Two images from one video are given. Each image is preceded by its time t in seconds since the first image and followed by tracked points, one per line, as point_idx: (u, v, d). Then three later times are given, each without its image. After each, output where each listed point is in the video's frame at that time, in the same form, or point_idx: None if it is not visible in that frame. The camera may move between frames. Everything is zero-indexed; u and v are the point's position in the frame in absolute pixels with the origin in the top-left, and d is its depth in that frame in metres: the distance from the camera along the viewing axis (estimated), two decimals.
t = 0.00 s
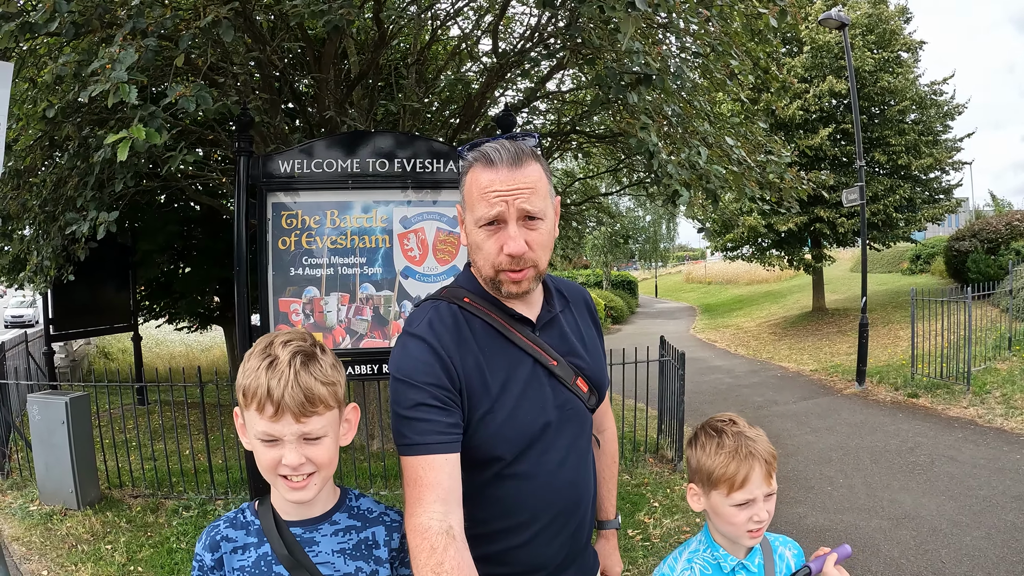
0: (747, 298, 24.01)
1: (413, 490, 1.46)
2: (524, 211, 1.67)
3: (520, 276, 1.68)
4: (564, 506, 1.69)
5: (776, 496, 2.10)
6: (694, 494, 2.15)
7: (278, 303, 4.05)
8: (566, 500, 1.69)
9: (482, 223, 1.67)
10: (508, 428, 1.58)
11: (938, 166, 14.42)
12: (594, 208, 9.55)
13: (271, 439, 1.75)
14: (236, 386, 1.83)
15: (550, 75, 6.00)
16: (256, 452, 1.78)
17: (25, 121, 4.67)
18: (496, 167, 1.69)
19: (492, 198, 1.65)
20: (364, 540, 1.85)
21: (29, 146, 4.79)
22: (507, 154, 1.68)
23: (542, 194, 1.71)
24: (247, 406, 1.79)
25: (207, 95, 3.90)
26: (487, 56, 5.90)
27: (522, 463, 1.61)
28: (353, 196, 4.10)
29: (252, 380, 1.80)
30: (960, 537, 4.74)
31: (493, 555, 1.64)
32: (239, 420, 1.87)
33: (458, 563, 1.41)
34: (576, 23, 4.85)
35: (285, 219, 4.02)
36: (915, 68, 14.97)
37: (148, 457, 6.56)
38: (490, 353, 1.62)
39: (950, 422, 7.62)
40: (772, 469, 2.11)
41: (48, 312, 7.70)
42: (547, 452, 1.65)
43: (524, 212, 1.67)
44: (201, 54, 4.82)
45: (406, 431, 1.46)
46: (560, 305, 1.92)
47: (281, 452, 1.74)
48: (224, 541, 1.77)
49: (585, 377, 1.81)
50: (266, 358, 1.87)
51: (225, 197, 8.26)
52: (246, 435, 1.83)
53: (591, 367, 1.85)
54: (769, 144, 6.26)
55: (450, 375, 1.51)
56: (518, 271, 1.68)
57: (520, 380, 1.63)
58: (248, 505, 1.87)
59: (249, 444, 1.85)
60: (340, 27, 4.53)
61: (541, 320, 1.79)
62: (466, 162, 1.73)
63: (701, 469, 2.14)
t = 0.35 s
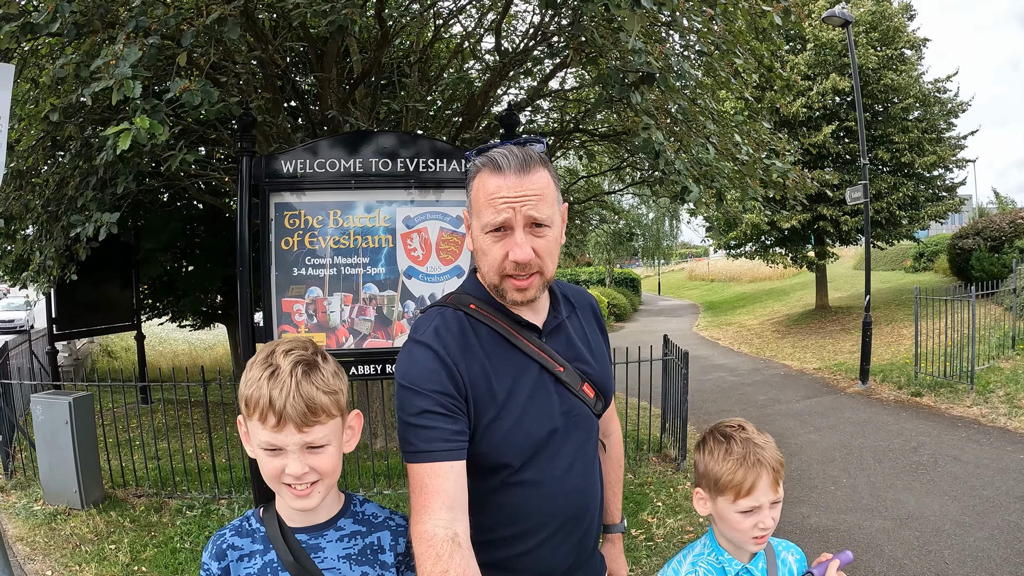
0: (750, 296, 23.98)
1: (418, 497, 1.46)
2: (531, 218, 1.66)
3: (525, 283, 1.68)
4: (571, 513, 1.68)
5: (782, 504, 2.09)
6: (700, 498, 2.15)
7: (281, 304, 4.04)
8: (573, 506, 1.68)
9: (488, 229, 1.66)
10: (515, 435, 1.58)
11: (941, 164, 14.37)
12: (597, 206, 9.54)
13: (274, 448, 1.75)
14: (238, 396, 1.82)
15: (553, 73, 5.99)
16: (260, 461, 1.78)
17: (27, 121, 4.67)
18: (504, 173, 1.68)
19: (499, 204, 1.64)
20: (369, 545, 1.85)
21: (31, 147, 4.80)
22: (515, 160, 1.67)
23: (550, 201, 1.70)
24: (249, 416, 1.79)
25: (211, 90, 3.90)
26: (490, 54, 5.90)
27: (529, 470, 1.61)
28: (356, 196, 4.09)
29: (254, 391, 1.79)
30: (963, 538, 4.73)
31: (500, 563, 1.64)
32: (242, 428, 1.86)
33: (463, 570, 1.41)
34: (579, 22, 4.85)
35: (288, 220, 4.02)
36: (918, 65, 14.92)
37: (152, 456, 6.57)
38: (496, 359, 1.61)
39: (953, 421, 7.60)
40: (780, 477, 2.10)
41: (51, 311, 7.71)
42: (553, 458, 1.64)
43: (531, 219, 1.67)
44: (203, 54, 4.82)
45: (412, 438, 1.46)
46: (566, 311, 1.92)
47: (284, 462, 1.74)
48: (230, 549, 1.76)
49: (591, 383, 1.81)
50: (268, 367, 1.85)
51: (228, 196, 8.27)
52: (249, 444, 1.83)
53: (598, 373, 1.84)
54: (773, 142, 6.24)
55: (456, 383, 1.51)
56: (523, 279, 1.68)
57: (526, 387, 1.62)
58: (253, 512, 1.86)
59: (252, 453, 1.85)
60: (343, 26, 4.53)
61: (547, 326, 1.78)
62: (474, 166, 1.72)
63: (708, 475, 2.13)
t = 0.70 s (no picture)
0: (752, 294, 23.97)
1: (422, 495, 1.46)
2: (535, 214, 1.65)
3: (530, 281, 1.67)
4: (577, 512, 1.68)
5: (793, 502, 2.08)
6: (714, 486, 2.17)
7: (286, 302, 4.04)
8: (579, 505, 1.68)
9: (492, 225, 1.66)
10: (521, 434, 1.58)
11: (944, 162, 14.35)
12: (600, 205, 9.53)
13: (286, 449, 1.75)
14: (249, 397, 1.82)
15: (556, 72, 5.98)
16: (271, 461, 1.77)
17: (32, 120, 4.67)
18: (508, 169, 1.67)
19: (503, 200, 1.63)
20: (379, 542, 1.84)
21: (35, 146, 4.80)
22: (519, 156, 1.66)
23: (555, 198, 1.70)
24: (260, 416, 1.78)
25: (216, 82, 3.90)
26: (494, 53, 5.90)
27: (535, 469, 1.60)
28: (360, 195, 4.08)
29: (265, 391, 1.79)
30: (967, 537, 4.72)
31: (505, 562, 1.64)
32: (252, 427, 1.86)
33: (466, 568, 1.40)
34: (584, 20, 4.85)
35: (292, 218, 4.02)
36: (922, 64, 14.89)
37: (155, 455, 6.57)
38: (502, 358, 1.61)
39: (957, 420, 7.59)
40: (792, 475, 2.09)
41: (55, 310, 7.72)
42: (559, 457, 1.64)
43: (536, 216, 1.66)
44: (207, 53, 4.82)
45: (416, 437, 1.46)
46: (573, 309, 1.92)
47: (296, 462, 1.73)
48: (239, 549, 1.76)
49: (599, 382, 1.80)
50: (279, 367, 1.85)
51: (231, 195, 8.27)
52: (259, 444, 1.83)
53: (605, 372, 1.84)
54: (777, 140, 6.25)
55: (461, 381, 1.50)
56: (529, 276, 1.67)
57: (532, 386, 1.62)
58: (262, 511, 1.86)
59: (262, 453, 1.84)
60: (347, 24, 4.52)
61: (554, 324, 1.78)
62: (478, 163, 1.72)
63: (722, 465, 2.14)
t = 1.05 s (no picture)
0: (754, 293, 23.96)
1: (420, 492, 1.45)
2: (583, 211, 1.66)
3: (563, 276, 1.65)
4: (578, 507, 1.68)
5: (799, 497, 2.07)
6: (719, 482, 2.15)
7: (289, 299, 4.04)
8: (580, 501, 1.68)
9: (543, 219, 1.59)
10: (521, 430, 1.57)
11: (947, 161, 14.32)
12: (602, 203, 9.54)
13: (295, 442, 1.74)
14: (258, 389, 1.80)
15: (558, 70, 5.98)
16: (279, 454, 1.77)
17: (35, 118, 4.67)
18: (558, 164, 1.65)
19: (561, 195, 1.60)
20: (387, 537, 1.85)
21: (38, 144, 4.80)
22: (568, 153, 1.67)
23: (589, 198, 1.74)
24: (270, 409, 1.77)
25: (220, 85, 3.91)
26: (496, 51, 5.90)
27: (536, 466, 1.60)
28: (364, 193, 4.09)
29: (276, 385, 1.77)
30: (970, 535, 4.71)
31: (507, 559, 1.63)
32: (261, 421, 1.85)
33: (464, 564, 1.40)
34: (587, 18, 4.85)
35: (296, 216, 4.02)
36: (924, 62, 14.86)
37: (158, 453, 6.58)
38: (503, 354, 1.60)
39: (959, 418, 7.58)
40: (798, 470, 2.07)
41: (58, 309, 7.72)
42: (561, 453, 1.64)
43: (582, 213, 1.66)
44: (211, 51, 4.82)
45: (416, 434, 1.45)
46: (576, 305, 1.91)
47: (305, 456, 1.73)
48: (246, 544, 1.76)
49: (600, 377, 1.80)
50: (289, 361, 1.84)
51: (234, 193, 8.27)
52: (268, 437, 1.82)
53: (606, 367, 1.84)
54: (780, 138, 6.26)
55: (461, 378, 1.50)
56: (563, 271, 1.65)
57: (534, 382, 1.62)
58: (269, 506, 1.85)
59: (270, 445, 1.83)
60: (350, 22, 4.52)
61: (557, 319, 1.77)
62: (523, 152, 1.65)
63: (728, 459, 2.13)
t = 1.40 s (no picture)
0: (756, 292, 23.97)
1: (427, 478, 1.46)
2: (584, 205, 1.69)
3: (561, 267, 1.68)
4: (582, 498, 1.68)
5: (787, 489, 2.07)
6: (708, 483, 2.17)
7: (293, 296, 4.06)
8: (584, 493, 1.69)
9: (542, 205, 1.65)
10: (528, 419, 1.58)
11: (949, 160, 14.30)
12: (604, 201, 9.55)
13: (304, 430, 1.75)
14: (268, 378, 1.81)
15: (560, 68, 5.99)
16: (288, 443, 1.77)
17: (38, 116, 4.68)
18: (566, 157, 1.70)
19: (561, 183, 1.65)
20: (394, 527, 1.86)
21: (41, 142, 4.81)
22: (580, 148, 1.71)
23: (600, 196, 1.76)
24: (280, 397, 1.78)
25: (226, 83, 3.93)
26: (498, 49, 5.91)
27: (541, 455, 1.61)
28: (367, 190, 4.09)
29: (285, 373, 1.78)
30: (971, 531, 4.72)
31: (511, 549, 1.64)
32: (269, 410, 1.86)
33: (470, 548, 1.41)
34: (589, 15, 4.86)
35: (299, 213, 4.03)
36: (926, 61, 14.85)
37: (160, 450, 6.60)
38: (511, 342, 1.61)
39: (960, 416, 7.59)
40: (783, 463, 2.07)
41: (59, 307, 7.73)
42: (566, 444, 1.64)
43: (583, 206, 1.70)
44: (214, 49, 4.83)
45: (423, 420, 1.46)
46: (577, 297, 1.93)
47: (314, 445, 1.74)
48: (253, 532, 1.77)
49: (603, 370, 1.81)
50: (298, 350, 1.84)
51: (236, 191, 8.28)
52: (277, 427, 1.82)
53: (609, 361, 1.85)
54: (782, 137, 6.27)
55: (470, 364, 1.50)
56: (560, 262, 1.68)
57: (541, 371, 1.62)
58: (277, 495, 1.86)
59: (279, 435, 1.84)
60: (353, 20, 4.53)
61: (562, 311, 1.79)
62: (534, 143, 1.71)
63: (711, 460, 2.14)
